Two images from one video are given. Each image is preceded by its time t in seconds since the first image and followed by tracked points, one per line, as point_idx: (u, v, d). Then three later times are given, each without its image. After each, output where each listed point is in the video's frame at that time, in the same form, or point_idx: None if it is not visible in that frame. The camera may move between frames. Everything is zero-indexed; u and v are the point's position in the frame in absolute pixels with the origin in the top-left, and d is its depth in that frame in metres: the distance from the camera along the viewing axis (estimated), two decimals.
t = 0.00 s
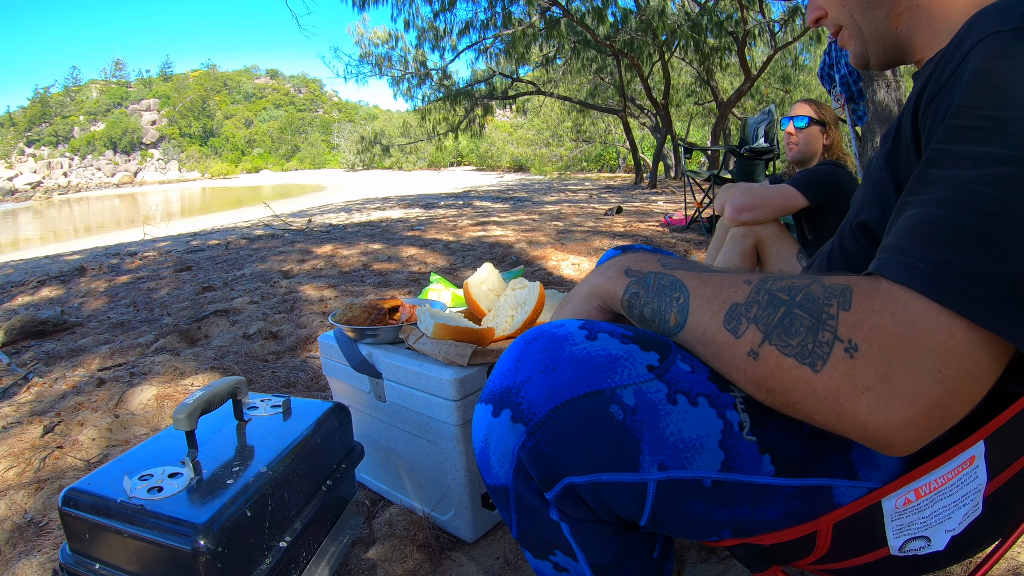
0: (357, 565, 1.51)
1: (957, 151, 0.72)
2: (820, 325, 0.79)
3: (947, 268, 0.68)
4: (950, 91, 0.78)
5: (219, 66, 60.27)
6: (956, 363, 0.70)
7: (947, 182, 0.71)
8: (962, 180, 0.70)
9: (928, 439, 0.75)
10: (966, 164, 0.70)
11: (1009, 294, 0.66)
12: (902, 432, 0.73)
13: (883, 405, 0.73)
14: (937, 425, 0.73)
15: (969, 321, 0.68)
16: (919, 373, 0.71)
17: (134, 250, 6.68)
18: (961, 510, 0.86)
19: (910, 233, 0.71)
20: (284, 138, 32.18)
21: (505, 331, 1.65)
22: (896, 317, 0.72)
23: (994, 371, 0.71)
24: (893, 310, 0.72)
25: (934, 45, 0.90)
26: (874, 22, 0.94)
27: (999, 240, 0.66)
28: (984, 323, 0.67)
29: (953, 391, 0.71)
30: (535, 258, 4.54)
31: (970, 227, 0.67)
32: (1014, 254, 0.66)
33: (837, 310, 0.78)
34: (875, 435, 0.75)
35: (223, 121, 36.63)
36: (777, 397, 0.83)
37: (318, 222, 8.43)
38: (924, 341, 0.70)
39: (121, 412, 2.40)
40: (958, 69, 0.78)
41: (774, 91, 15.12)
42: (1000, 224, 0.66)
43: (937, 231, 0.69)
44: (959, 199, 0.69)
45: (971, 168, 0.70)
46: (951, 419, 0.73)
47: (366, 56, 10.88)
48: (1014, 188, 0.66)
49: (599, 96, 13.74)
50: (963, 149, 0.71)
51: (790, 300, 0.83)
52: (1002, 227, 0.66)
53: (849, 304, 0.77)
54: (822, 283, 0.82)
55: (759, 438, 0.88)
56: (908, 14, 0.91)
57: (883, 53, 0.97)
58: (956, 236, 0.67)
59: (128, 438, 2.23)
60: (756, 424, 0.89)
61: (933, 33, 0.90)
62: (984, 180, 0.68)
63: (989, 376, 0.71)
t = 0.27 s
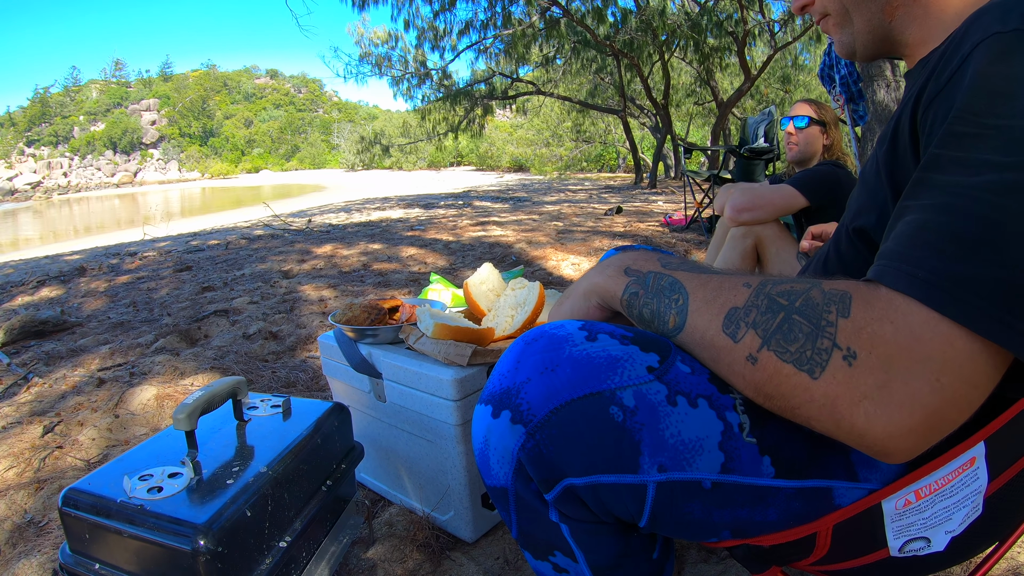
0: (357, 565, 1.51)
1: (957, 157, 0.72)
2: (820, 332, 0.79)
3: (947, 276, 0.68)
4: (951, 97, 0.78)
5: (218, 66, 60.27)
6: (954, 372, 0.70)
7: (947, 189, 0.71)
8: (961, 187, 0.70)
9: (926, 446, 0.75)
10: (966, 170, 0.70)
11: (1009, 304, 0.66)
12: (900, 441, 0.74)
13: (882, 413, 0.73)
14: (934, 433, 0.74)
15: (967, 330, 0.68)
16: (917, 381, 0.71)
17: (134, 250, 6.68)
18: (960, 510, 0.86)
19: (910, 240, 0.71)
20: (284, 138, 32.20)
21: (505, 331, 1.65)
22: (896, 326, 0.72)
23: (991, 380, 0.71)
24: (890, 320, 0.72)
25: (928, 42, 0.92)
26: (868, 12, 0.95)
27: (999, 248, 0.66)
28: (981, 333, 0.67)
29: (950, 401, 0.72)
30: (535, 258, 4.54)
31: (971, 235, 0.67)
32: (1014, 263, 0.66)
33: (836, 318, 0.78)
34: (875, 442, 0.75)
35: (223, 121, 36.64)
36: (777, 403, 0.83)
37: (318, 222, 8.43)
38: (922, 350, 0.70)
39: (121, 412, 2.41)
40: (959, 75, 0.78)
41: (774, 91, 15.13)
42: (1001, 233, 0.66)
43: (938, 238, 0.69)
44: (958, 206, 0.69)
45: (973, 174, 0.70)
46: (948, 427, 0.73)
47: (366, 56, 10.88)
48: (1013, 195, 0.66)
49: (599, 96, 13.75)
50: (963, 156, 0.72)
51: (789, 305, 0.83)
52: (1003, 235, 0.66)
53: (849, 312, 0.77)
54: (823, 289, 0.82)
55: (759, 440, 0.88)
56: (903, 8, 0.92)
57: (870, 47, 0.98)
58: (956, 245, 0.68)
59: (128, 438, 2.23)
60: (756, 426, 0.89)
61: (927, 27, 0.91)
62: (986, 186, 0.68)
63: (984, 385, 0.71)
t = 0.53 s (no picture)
0: (357, 565, 1.51)
1: (953, 156, 0.72)
2: (824, 335, 0.79)
3: (951, 277, 0.68)
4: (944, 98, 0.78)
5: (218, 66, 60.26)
6: (958, 374, 0.70)
7: (947, 188, 0.71)
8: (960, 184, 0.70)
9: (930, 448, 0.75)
10: (964, 167, 0.71)
11: (1012, 303, 0.67)
12: (905, 443, 0.74)
13: (887, 416, 0.73)
14: (938, 434, 0.74)
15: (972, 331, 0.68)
16: (920, 383, 0.72)
17: (134, 250, 6.68)
18: (961, 512, 0.86)
19: (910, 239, 0.71)
20: (284, 138, 32.20)
21: (505, 331, 1.65)
22: (900, 329, 0.72)
23: (993, 379, 0.71)
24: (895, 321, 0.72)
25: (903, 39, 0.98)
26: (840, 9, 1.00)
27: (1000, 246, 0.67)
28: (986, 334, 0.68)
29: (954, 403, 0.72)
30: (535, 258, 4.54)
31: (971, 233, 0.67)
32: (1011, 260, 0.66)
33: (841, 321, 0.78)
34: (879, 445, 0.75)
35: (223, 121, 36.64)
36: (779, 403, 0.83)
37: (318, 222, 8.43)
38: (925, 353, 0.70)
39: (121, 412, 2.41)
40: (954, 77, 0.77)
41: (774, 91, 15.14)
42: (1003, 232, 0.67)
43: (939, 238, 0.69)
44: (958, 204, 0.69)
45: (973, 171, 0.70)
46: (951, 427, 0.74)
47: (366, 56, 10.88)
48: (1012, 194, 0.67)
49: (599, 96, 13.75)
50: (961, 155, 0.72)
51: (795, 308, 0.83)
52: (1003, 234, 0.66)
53: (854, 315, 0.76)
54: (826, 291, 0.82)
55: (759, 439, 0.88)
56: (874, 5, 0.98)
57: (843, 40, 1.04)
58: (958, 245, 0.68)
59: (128, 438, 2.23)
60: (757, 425, 0.89)
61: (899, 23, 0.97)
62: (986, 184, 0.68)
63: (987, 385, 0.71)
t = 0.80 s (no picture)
0: (357, 565, 1.51)
1: (908, 143, 0.74)
2: (810, 325, 0.79)
3: (928, 253, 0.68)
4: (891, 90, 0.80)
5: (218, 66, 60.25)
6: (947, 353, 0.70)
7: (908, 172, 0.72)
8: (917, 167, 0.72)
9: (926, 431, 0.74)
10: (919, 151, 0.73)
11: (992, 272, 0.66)
12: (899, 429, 0.73)
13: (878, 402, 0.73)
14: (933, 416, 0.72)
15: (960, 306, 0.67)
16: (912, 367, 0.71)
17: (134, 250, 6.68)
18: (956, 510, 0.86)
19: (880, 226, 0.73)
20: (284, 138, 32.19)
21: (505, 331, 1.65)
22: (883, 315, 0.72)
23: (982, 354, 0.70)
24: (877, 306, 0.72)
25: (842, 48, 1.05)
26: (780, 22, 1.08)
27: (964, 219, 0.67)
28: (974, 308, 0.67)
29: (947, 384, 0.71)
30: (535, 258, 4.54)
31: (935, 210, 0.68)
32: (978, 228, 0.66)
33: (825, 310, 0.78)
34: (873, 432, 0.74)
35: (222, 121, 36.64)
36: (772, 397, 0.83)
37: (318, 222, 8.43)
38: (913, 337, 0.70)
39: (121, 412, 2.41)
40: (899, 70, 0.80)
41: (774, 91, 15.15)
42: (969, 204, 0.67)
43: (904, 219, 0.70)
44: (917, 184, 0.71)
45: (928, 153, 0.72)
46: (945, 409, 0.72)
47: (366, 56, 10.89)
48: (971, 166, 0.68)
49: (599, 96, 13.75)
50: (918, 139, 0.73)
51: (780, 299, 0.84)
52: (970, 205, 0.67)
53: (837, 303, 0.77)
54: (812, 282, 0.82)
55: (757, 437, 0.88)
56: (811, 18, 1.05)
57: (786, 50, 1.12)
58: (924, 222, 0.69)
59: (128, 438, 2.23)
60: (754, 423, 0.89)
61: (838, 33, 1.04)
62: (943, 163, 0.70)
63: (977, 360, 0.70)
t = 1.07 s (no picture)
0: (357, 565, 1.51)
1: (858, 146, 0.75)
2: (791, 327, 0.79)
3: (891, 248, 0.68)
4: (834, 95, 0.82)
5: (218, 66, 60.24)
6: (926, 349, 0.69)
7: (862, 175, 0.73)
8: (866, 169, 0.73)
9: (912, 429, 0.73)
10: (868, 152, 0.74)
11: (952, 258, 0.66)
12: (884, 430, 0.72)
13: (861, 404, 0.73)
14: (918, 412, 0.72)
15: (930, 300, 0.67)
16: (895, 367, 0.70)
17: (134, 250, 6.68)
18: (950, 508, 0.86)
19: (843, 231, 0.73)
20: (284, 138, 32.20)
21: (505, 331, 1.64)
22: (861, 317, 0.72)
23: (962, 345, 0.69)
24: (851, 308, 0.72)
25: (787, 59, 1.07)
26: (719, 38, 1.11)
27: (915, 211, 0.67)
28: (944, 300, 0.66)
29: (930, 381, 0.70)
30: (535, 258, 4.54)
31: (890, 206, 0.69)
32: (936, 219, 0.66)
33: (804, 311, 0.78)
34: (858, 433, 0.74)
35: (222, 121, 36.64)
36: (761, 397, 0.84)
37: (318, 222, 8.43)
38: (892, 336, 0.70)
39: (121, 412, 2.41)
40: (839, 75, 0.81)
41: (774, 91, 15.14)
42: (922, 197, 0.67)
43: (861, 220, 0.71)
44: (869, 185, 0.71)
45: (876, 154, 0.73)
46: (931, 404, 0.72)
47: (366, 56, 10.88)
48: (921, 158, 0.68)
49: (599, 96, 13.74)
50: (866, 141, 0.74)
51: (764, 299, 0.84)
52: (923, 197, 0.67)
53: (817, 303, 0.77)
54: (794, 281, 0.81)
55: (752, 434, 0.88)
56: (750, 33, 1.08)
57: (723, 65, 1.16)
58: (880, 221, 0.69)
59: (128, 438, 2.23)
60: (749, 420, 0.89)
61: (776, 46, 1.07)
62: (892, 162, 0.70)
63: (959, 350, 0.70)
